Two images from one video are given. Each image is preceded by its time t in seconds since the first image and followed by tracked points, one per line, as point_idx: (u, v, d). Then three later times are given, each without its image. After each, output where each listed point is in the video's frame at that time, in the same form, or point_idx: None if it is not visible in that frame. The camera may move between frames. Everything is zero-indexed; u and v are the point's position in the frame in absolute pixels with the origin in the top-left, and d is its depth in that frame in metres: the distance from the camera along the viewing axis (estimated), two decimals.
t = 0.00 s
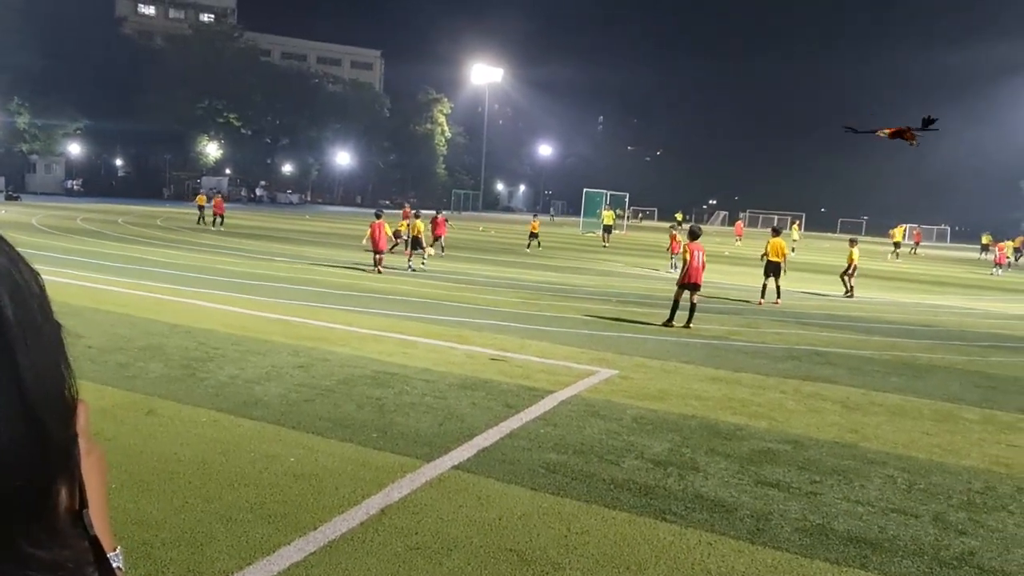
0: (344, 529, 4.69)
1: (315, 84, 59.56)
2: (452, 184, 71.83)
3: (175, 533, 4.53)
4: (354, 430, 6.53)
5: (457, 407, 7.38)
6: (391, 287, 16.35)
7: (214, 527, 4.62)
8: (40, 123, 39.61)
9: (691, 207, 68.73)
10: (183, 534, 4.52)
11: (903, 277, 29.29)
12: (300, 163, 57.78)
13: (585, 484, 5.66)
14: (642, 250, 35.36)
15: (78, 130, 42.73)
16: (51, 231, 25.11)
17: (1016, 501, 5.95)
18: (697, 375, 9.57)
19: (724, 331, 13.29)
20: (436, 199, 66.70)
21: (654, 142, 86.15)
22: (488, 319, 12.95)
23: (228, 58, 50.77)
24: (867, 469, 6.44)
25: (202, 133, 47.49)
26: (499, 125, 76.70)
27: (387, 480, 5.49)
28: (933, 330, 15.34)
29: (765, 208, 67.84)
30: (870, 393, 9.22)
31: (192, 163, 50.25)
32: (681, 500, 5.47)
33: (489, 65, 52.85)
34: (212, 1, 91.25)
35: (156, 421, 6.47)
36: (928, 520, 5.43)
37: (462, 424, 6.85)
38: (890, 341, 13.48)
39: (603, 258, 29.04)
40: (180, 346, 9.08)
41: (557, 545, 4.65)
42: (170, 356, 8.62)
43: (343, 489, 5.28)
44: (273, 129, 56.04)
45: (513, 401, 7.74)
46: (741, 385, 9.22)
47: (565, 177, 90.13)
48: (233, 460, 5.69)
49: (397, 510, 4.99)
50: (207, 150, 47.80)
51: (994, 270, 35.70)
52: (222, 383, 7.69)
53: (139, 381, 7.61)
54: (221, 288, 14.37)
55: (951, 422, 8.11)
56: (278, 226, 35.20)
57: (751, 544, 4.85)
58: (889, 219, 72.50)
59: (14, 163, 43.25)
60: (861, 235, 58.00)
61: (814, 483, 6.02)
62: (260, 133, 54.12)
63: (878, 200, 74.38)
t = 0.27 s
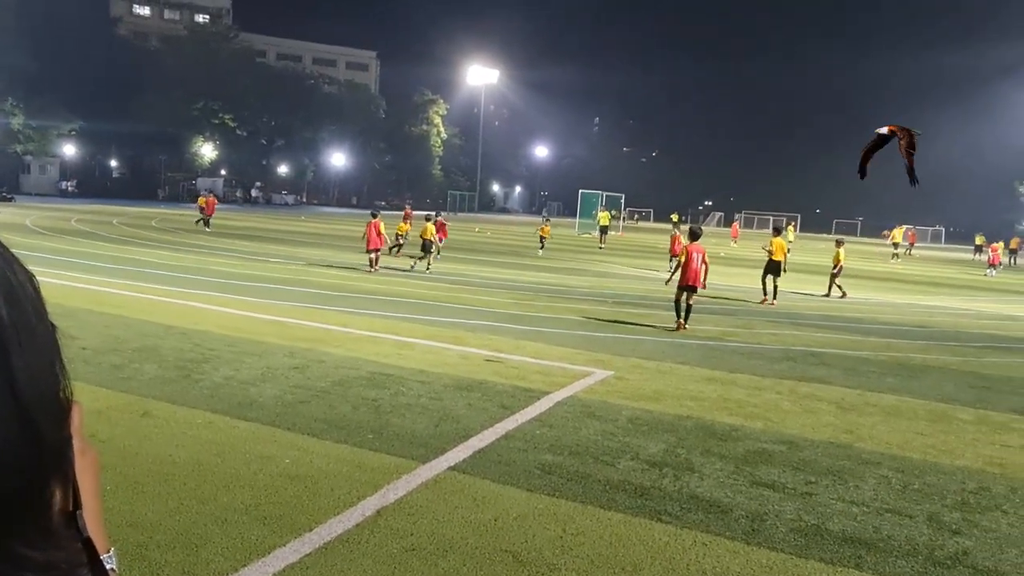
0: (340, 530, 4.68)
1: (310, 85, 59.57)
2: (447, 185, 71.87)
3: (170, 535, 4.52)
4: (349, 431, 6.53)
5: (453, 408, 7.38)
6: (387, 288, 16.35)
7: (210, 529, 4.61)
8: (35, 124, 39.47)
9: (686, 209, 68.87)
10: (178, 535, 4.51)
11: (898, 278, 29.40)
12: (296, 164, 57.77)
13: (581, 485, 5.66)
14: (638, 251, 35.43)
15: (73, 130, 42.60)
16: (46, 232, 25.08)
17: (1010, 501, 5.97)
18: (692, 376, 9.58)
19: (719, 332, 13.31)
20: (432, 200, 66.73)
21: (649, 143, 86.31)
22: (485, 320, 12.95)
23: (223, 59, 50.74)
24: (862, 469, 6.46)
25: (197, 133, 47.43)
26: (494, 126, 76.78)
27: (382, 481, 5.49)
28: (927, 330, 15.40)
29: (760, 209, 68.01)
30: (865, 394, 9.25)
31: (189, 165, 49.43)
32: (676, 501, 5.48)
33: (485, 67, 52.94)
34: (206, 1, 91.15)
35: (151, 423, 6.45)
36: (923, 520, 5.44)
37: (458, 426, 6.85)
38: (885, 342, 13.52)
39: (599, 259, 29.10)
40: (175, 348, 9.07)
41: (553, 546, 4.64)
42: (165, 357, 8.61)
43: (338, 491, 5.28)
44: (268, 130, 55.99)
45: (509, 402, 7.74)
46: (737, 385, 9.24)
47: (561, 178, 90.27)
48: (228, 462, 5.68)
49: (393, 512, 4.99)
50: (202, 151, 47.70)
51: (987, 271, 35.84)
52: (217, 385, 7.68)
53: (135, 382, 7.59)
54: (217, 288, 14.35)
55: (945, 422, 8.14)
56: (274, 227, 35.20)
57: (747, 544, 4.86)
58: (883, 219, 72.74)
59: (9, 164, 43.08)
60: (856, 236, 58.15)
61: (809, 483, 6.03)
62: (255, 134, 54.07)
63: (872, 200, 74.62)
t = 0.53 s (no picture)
0: (334, 531, 4.67)
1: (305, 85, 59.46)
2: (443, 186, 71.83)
3: (163, 536, 4.51)
4: (344, 432, 6.52)
5: (448, 409, 7.38)
6: (382, 288, 16.34)
7: (203, 530, 4.60)
8: (29, 124, 39.22)
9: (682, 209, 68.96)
10: (172, 537, 4.50)
11: (892, 278, 29.50)
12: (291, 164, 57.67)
13: (576, 485, 5.67)
14: (633, 251, 35.47)
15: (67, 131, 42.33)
16: (40, 233, 25.01)
17: (1003, 500, 5.99)
18: (687, 376, 9.59)
19: (714, 332, 13.33)
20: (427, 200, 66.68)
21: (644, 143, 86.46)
22: (480, 320, 12.95)
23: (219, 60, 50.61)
24: (856, 469, 6.47)
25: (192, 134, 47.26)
26: (490, 127, 76.76)
27: (376, 482, 5.48)
28: (921, 330, 15.45)
29: (755, 210, 68.13)
30: (859, 394, 9.28)
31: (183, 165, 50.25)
32: (671, 502, 5.48)
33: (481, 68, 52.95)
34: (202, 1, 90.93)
35: (145, 424, 6.43)
36: (917, 520, 5.46)
37: (453, 426, 6.84)
38: (878, 342, 13.57)
39: (594, 260, 29.14)
40: (169, 349, 9.03)
41: (547, 545, 4.65)
42: (160, 358, 8.58)
43: (332, 492, 5.27)
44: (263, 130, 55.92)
45: (505, 403, 7.74)
46: (732, 385, 9.25)
47: (556, 179, 90.27)
48: (222, 463, 5.67)
49: (388, 512, 4.98)
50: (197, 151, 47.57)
51: (981, 271, 35.97)
52: (212, 386, 7.66)
53: (129, 383, 7.56)
54: (211, 289, 14.32)
55: (939, 422, 8.16)
56: (268, 227, 35.15)
57: (741, 544, 4.86)
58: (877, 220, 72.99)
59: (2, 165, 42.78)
60: (851, 236, 58.29)
61: (804, 483, 6.04)
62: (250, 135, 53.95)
63: (866, 201, 74.86)
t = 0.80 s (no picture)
0: (324, 531, 4.67)
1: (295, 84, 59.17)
2: (434, 186, 71.70)
3: (151, 538, 4.49)
4: (334, 433, 6.50)
5: (439, 409, 7.37)
6: (373, 289, 16.33)
7: (191, 532, 4.58)
8: (15, 124, 38.76)
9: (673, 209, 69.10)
10: (160, 538, 4.48)
11: (880, 278, 29.67)
12: (281, 164, 57.40)
13: (567, 484, 5.68)
14: (624, 252, 35.54)
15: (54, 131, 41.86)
16: (27, 233, 24.86)
17: (990, 497, 6.04)
18: (677, 376, 9.62)
19: (704, 332, 13.39)
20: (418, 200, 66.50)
21: (635, 143, 86.54)
22: (470, 320, 12.94)
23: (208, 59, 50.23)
24: (844, 468, 6.50)
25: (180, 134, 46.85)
26: (481, 127, 76.65)
27: (366, 483, 5.47)
28: (909, 330, 15.54)
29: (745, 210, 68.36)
30: (848, 393, 9.32)
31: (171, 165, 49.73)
32: (661, 501, 5.49)
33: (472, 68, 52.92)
34: None
35: (132, 425, 6.40)
36: (904, 517, 5.49)
37: (443, 426, 6.84)
38: (867, 341, 13.65)
39: (584, 260, 29.17)
40: (157, 349, 9.00)
41: (538, 545, 4.65)
42: (148, 359, 8.55)
43: (322, 493, 5.25)
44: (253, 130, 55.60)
45: (495, 403, 7.74)
46: (721, 384, 9.28)
47: (547, 179, 90.24)
48: (210, 464, 5.65)
49: (378, 513, 4.97)
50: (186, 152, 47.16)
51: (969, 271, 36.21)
52: (200, 387, 7.63)
53: (116, 385, 7.52)
54: (199, 289, 14.27)
55: (927, 420, 8.21)
56: (258, 227, 35.03)
57: (730, 542, 4.88)
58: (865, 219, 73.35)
59: None
60: (840, 236, 58.57)
61: (792, 481, 6.07)
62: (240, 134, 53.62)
63: (854, 201, 75.22)
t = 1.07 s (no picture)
0: (301, 532, 4.64)
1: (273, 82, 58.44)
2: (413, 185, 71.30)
3: (124, 541, 4.43)
4: (311, 432, 6.47)
5: (418, 408, 7.35)
6: (352, 288, 16.24)
7: (166, 534, 4.53)
8: None
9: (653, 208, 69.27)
10: (134, 541, 4.43)
11: (857, 276, 29.95)
12: (259, 162, 56.63)
13: (545, 482, 5.68)
14: (604, 250, 35.58)
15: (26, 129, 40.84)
16: None
17: (962, 491, 6.12)
18: (656, 373, 9.66)
19: (683, 329, 13.46)
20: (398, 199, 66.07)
21: (615, 143, 86.66)
22: (449, 319, 12.92)
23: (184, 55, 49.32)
24: (821, 463, 6.57)
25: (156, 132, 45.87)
26: (461, 125, 76.35)
27: (345, 482, 5.44)
28: (885, 327, 15.72)
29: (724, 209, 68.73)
30: (824, 389, 9.41)
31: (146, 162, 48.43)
32: (639, 497, 5.52)
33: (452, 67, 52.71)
34: None
35: (106, 427, 6.31)
36: (878, 512, 5.56)
37: (422, 425, 6.82)
38: (844, 338, 13.78)
39: (565, 258, 29.17)
40: (132, 349, 8.91)
41: (517, 543, 4.65)
42: (123, 359, 8.45)
43: (298, 493, 5.22)
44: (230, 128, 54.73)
45: (474, 402, 7.73)
46: (700, 382, 9.34)
47: (527, 178, 90.12)
48: (185, 465, 5.59)
49: (356, 512, 4.95)
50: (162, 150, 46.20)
51: (943, 269, 36.65)
52: (176, 387, 7.56)
53: (88, 386, 7.42)
54: (175, 289, 14.13)
55: (901, 416, 8.32)
56: (236, 227, 34.68)
57: (707, 538, 4.91)
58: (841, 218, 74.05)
59: None
60: (817, 235, 59.08)
61: (768, 477, 6.12)
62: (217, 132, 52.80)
63: (830, 200, 75.96)
